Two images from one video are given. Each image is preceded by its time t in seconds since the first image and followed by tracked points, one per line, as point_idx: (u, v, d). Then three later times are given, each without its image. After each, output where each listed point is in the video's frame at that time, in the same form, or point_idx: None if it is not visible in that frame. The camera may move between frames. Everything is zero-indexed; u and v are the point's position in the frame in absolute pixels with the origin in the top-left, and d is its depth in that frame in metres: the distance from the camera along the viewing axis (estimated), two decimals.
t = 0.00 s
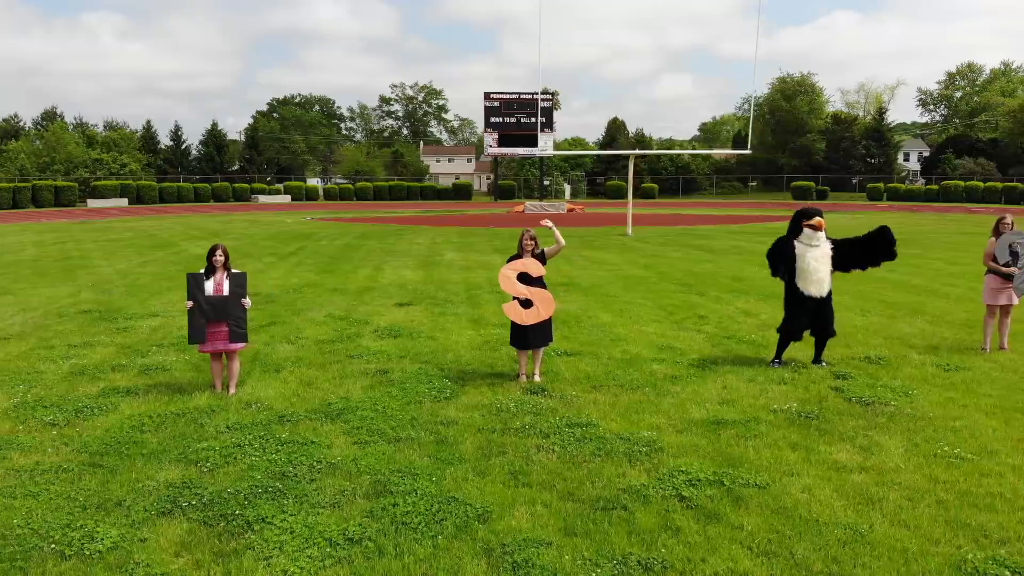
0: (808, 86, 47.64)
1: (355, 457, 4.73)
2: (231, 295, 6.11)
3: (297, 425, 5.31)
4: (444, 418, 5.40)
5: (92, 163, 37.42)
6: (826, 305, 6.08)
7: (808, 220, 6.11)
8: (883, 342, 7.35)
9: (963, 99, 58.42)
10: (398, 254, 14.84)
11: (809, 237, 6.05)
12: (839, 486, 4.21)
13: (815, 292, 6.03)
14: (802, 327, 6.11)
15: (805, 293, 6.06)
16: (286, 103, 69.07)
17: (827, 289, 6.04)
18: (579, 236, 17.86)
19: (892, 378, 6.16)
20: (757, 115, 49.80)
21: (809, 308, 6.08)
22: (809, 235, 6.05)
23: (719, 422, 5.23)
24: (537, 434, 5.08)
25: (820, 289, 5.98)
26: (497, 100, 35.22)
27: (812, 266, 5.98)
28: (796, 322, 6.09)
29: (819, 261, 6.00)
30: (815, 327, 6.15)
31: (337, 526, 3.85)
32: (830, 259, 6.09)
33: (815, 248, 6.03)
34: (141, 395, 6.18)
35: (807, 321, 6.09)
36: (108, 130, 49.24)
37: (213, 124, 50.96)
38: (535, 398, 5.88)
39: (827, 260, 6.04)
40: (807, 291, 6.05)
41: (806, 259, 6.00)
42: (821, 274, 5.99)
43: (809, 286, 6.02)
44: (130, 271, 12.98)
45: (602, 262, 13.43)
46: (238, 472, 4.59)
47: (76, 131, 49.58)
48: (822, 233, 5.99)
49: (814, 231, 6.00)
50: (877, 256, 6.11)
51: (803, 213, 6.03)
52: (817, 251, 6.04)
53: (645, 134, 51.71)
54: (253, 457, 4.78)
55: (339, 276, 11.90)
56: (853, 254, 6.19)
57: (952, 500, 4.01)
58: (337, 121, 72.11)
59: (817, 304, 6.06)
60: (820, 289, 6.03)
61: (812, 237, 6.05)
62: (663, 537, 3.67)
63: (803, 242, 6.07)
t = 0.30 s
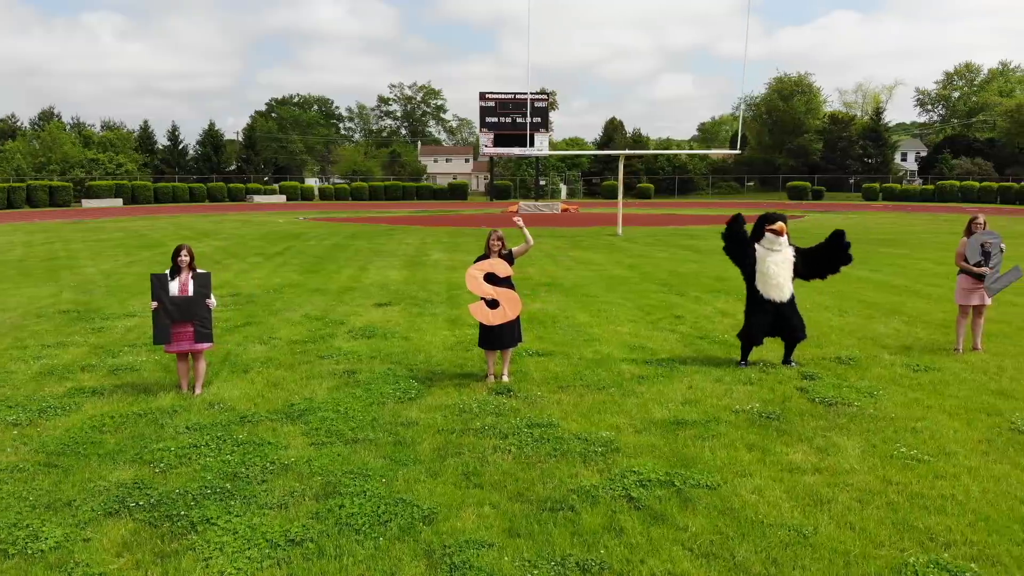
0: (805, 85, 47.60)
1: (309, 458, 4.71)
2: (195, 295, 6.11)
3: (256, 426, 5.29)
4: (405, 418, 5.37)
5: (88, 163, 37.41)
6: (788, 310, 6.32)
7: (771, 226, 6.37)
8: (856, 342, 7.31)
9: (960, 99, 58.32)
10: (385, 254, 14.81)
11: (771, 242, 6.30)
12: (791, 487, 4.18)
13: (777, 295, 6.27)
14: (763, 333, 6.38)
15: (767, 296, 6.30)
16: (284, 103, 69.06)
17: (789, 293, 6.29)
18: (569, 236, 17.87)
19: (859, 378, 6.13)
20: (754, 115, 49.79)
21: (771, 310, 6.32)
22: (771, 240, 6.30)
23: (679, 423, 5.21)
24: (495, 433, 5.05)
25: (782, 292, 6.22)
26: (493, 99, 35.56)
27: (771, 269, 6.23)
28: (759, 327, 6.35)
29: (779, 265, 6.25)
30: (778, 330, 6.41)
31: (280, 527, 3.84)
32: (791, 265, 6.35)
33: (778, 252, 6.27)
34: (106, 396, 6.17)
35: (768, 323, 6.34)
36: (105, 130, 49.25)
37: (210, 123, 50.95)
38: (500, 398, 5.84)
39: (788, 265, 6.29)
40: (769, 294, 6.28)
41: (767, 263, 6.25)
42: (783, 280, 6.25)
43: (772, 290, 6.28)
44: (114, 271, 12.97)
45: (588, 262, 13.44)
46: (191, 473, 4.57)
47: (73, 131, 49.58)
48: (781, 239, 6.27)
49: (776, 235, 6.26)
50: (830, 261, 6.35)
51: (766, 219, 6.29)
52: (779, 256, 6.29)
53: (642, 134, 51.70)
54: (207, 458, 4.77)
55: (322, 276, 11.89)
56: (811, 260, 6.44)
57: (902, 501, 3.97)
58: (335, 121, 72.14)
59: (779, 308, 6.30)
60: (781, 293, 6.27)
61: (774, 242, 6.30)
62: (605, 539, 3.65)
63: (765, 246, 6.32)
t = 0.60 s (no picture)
0: (803, 86, 47.42)
1: (269, 459, 4.69)
2: (165, 295, 6.11)
3: (220, 427, 5.27)
4: (371, 418, 5.34)
5: (85, 164, 37.43)
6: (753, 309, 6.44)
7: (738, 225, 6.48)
8: (831, 341, 7.29)
9: (959, 99, 58.26)
10: (374, 254, 14.79)
11: (739, 241, 6.42)
12: (749, 488, 4.16)
13: (742, 293, 6.38)
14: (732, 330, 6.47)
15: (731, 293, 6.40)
16: (283, 103, 69.09)
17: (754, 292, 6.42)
18: (560, 236, 17.90)
19: (830, 379, 6.10)
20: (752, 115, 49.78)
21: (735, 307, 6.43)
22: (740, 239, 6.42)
23: (643, 423, 5.20)
24: (459, 433, 5.03)
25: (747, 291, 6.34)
26: (488, 100, 35.40)
27: (737, 267, 6.35)
28: (727, 323, 6.43)
29: (745, 264, 6.38)
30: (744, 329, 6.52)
31: (230, 529, 3.84)
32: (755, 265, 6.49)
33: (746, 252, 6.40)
34: (75, 396, 6.15)
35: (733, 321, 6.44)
36: (102, 129, 49.29)
37: (207, 124, 50.98)
38: (469, 397, 5.80)
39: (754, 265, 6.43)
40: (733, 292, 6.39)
41: (734, 261, 6.37)
42: (749, 280, 6.37)
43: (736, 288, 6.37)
44: (100, 271, 12.96)
45: (575, 262, 13.46)
46: (149, 473, 4.57)
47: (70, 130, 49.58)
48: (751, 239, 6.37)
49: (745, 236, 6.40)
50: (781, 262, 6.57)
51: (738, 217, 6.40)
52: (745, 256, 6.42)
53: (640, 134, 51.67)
54: (167, 459, 4.76)
55: (308, 276, 11.89)
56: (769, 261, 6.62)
57: (857, 501, 3.95)
58: (334, 122, 72.16)
59: (745, 307, 6.41)
60: (746, 292, 6.39)
61: (742, 242, 6.42)
62: (555, 539, 3.64)
63: (733, 245, 6.43)
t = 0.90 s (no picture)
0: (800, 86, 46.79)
1: (223, 459, 4.68)
2: (129, 294, 6.10)
3: (179, 428, 5.26)
4: (331, 419, 5.31)
5: (81, 163, 37.45)
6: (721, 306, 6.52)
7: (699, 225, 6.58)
8: (803, 341, 7.27)
9: (957, 98, 58.19)
10: (361, 254, 14.76)
11: (701, 239, 6.52)
12: (699, 488, 4.13)
13: (710, 291, 6.45)
14: (700, 328, 6.55)
15: (697, 291, 6.48)
16: (281, 103, 69.10)
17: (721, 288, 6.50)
18: (549, 236, 17.89)
19: (797, 379, 6.08)
20: (749, 115, 49.74)
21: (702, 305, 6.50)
22: (701, 238, 6.52)
23: (603, 423, 5.17)
24: (417, 433, 5.00)
25: (714, 288, 6.42)
26: (484, 100, 35.37)
27: (703, 265, 6.43)
28: (695, 323, 6.51)
29: (710, 261, 6.47)
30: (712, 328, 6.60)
31: (173, 530, 3.82)
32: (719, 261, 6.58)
33: (709, 249, 6.49)
34: (39, 396, 6.13)
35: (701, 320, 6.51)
36: (99, 129, 49.28)
37: (205, 124, 50.95)
38: (433, 398, 5.78)
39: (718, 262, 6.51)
40: (699, 290, 6.47)
41: (698, 259, 6.46)
42: (715, 276, 6.45)
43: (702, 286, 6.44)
44: (84, 271, 12.94)
45: (560, 262, 13.46)
46: (102, 473, 4.56)
47: (67, 131, 49.52)
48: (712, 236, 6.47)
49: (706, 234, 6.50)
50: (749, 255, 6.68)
51: (696, 217, 6.52)
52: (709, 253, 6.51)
53: (637, 134, 51.65)
54: (122, 459, 4.75)
55: (290, 276, 11.88)
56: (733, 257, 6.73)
57: (804, 503, 3.91)
58: (332, 122, 72.13)
59: (712, 305, 6.49)
60: (713, 288, 6.47)
61: (703, 240, 6.53)
62: (495, 539, 3.61)
63: (695, 244, 6.53)
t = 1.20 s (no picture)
0: (798, 85, 46.83)
1: (183, 460, 4.67)
2: (98, 294, 6.09)
3: (143, 429, 5.25)
4: (296, 421, 5.30)
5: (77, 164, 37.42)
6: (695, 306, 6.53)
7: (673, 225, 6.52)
8: (779, 341, 7.26)
9: (955, 99, 58.14)
10: (349, 254, 14.75)
11: (675, 240, 6.49)
12: (654, 489, 4.11)
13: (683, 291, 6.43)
14: (673, 328, 6.55)
15: (671, 293, 6.45)
16: (279, 103, 69.12)
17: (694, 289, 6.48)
18: (540, 236, 17.88)
19: (767, 379, 6.07)
20: (747, 115, 49.71)
21: (676, 306, 6.51)
22: (674, 238, 6.48)
23: (567, 424, 5.15)
24: (380, 433, 4.99)
25: (688, 288, 6.41)
26: (481, 99, 35.17)
27: (675, 266, 6.40)
28: (668, 323, 6.51)
29: (682, 261, 6.43)
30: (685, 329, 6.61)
31: (124, 531, 3.81)
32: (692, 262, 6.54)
33: (683, 250, 6.44)
34: (8, 396, 6.12)
35: (675, 320, 6.53)
36: (97, 129, 49.33)
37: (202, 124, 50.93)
38: (401, 397, 5.76)
39: (691, 262, 6.47)
40: (673, 291, 6.45)
41: (671, 260, 6.41)
42: (689, 277, 6.42)
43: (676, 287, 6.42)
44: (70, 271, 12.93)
45: (547, 262, 13.45)
46: (61, 473, 4.55)
47: (64, 130, 49.49)
48: (686, 237, 6.44)
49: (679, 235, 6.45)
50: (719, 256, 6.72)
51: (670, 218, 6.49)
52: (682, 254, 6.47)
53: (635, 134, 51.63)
54: (82, 459, 4.74)
55: (275, 276, 11.89)
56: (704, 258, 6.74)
57: (758, 505, 3.88)
58: (330, 122, 72.10)
59: (686, 305, 6.50)
60: (686, 289, 6.45)
61: (677, 241, 6.50)
62: (443, 541, 3.60)
63: (669, 244, 6.49)
